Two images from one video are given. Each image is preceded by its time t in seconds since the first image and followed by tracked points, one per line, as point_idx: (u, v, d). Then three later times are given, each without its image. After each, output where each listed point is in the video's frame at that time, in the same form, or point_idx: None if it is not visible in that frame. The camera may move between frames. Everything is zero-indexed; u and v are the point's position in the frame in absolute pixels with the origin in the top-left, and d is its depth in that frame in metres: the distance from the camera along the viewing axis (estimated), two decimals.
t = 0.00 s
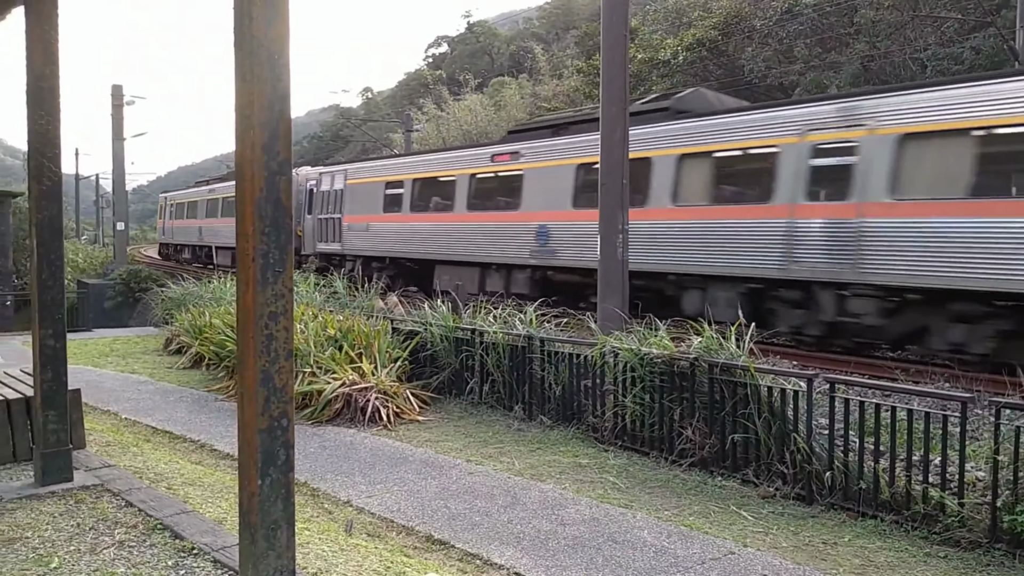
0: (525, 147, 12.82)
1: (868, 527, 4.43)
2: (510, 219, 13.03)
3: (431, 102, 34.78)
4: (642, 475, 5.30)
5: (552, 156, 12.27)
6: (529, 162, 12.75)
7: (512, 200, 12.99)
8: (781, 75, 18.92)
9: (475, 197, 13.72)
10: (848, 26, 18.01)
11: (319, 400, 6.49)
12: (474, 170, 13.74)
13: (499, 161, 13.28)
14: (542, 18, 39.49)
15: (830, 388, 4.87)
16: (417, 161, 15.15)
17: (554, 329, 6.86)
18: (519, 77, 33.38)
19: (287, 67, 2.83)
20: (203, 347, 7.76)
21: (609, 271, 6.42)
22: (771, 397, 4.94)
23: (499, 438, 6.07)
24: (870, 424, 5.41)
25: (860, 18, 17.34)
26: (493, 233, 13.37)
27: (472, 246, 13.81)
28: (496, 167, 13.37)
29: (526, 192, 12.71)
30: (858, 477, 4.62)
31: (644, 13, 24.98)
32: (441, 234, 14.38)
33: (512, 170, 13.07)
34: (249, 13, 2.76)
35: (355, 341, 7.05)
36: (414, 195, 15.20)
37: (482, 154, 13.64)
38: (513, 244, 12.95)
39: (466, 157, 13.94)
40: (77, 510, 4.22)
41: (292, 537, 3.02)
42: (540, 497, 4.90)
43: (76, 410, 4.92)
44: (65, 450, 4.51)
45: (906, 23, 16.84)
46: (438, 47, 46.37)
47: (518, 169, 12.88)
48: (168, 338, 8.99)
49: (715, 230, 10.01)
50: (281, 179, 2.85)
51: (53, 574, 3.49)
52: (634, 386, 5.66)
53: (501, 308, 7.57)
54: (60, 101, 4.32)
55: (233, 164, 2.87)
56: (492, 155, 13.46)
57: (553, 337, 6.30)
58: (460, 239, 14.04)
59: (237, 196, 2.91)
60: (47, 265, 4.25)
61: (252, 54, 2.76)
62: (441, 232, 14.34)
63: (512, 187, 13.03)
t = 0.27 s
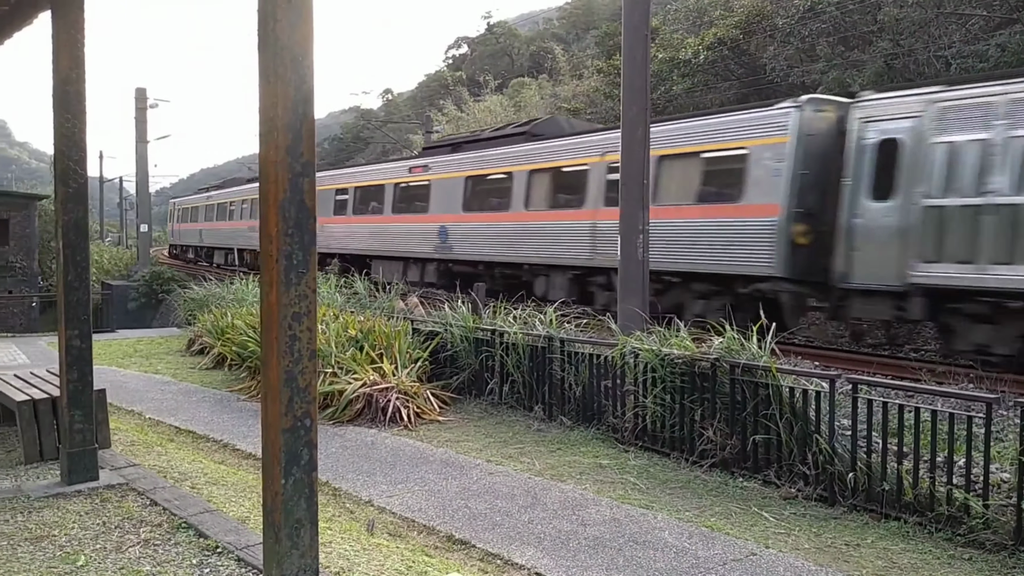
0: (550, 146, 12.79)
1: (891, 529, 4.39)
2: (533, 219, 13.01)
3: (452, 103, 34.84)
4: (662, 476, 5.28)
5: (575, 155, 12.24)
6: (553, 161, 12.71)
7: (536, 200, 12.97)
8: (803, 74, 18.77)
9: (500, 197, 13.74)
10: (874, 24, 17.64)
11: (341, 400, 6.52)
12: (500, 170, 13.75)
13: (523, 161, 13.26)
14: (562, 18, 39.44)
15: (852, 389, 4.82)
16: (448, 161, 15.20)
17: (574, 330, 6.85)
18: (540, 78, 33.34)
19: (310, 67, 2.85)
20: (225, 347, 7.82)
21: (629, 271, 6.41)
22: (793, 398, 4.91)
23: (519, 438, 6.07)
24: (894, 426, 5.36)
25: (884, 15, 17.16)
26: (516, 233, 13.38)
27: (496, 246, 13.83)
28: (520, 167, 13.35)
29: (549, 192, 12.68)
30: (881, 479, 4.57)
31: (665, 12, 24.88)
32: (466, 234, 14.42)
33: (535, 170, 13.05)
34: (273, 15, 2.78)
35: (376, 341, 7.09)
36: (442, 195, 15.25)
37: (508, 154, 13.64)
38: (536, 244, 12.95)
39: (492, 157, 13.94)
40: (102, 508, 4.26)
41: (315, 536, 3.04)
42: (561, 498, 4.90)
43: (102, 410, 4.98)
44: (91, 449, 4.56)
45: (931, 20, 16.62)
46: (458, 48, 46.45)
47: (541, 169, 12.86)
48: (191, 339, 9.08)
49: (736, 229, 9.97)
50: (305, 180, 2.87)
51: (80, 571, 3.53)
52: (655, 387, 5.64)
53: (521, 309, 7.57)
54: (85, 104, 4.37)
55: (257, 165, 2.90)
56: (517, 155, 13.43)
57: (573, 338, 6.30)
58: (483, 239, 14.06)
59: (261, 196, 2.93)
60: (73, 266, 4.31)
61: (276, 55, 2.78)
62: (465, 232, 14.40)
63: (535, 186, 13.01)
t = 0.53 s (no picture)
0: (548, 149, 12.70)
1: (911, 531, 4.35)
2: (531, 221, 12.92)
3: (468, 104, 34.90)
4: (680, 477, 5.27)
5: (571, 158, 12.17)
6: (549, 163, 12.65)
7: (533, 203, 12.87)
8: (822, 72, 18.65)
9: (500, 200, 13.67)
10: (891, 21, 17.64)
11: (358, 400, 6.55)
12: (496, 174, 13.73)
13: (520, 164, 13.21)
14: (579, 18, 39.43)
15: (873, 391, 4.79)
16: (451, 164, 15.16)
17: (591, 331, 6.84)
18: (556, 78, 33.32)
19: (330, 68, 2.87)
20: (243, 348, 7.87)
21: (646, 273, 6.40)
22: (812, 398, 4.89)
23: (536, 438, 6.07)
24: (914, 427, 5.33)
25: (903, 13, 17.03)
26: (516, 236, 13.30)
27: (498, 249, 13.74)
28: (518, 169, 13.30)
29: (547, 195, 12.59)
30: (901, 480, 4.53)
31: (681, 12, 24.81)
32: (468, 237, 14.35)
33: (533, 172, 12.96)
34: (293, 16, 2.79)
35: (394, 342, 7.12)
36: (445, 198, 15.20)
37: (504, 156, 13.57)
38: (536, 246, 12.84)
39: (492, 160, 13.90)
40: (123, 507, 4.29)
41: (335, 535, 3.05)
42: (578, 498, 4.89)
43: (122, 410, 5.02)
44: (112, 449, 4.60)
45: (951, 18, 16.47)
46: (474, 49, 46.49)
47: (539, 172, 12.79)
48: (209, 339, 9.15)
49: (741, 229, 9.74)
50: (325, 181, 2.88)
51: (102, 570, 3.56)
52: (672, 388, 5.63)
53: (538, 309, 7.57)
54: (107, 107, 4.41)
55: (277, 166, 2.91)
56: (516, 158, 13.36)
57: (590, 338, 6.29)
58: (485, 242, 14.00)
59: (280, 197, 2.94)
60: (95, 266, 4.34)
61: (297, 56, 2.80)
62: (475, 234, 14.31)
63: (534, 190, 12.93)
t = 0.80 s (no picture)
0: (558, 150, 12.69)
1: (928, 533, 4.32)
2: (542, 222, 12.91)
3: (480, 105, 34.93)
4: (694, 478, 5.25)
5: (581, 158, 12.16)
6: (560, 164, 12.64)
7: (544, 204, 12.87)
8: (837, 71, 18.56)
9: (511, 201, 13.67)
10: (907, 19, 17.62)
11: (372, 400, 6.57)
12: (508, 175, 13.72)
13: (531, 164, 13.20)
14: (591, 18, 39.39)
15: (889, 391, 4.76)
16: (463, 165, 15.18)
17: (604, 331, 6.83)
18: (568, 78, 33.30)
19: (346, 70, 2.87)
20: (258, 348, 7.91)
21: (660, 275, 6.38)
22: (827, 399, 4.87)
23: (549, 439, 6.07)
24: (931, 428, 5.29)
25: (919, 11, 16.94)
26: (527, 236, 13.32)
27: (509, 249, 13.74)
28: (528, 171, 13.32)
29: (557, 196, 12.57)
30: (918, 481, 4.50)
31: (694, 11, 24.74)
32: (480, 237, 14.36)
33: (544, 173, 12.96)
34: (309, 18, 2.80)
35: (407, 342, 7.14)
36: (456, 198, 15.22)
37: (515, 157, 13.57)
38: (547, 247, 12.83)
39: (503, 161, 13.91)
40: (140, 507, 4.32)
41: (351, 535, 3.06)
42: (592, 499, 4.89)
43: (139, 410, 5.05)
44: (129, 449, 4.63)
45: (967, 15, 16.36)
46: (486, 49, 46.50)
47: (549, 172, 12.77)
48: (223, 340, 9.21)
49: (756, 227, 9.74)
50: (340, 182, 2.89)
51: (119, 569, 3.58)
52: (687, 389, 5.61)
53: (551, 310, 7.57)
54: (123, 109, 4.45)
55: (293, 167, 2.93)
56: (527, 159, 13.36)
57: (603, 338, 6.29)
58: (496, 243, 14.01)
59: (296, 198, 2.95)
60: (112, 267, 4.37)
61: (313, 58, 2.81)
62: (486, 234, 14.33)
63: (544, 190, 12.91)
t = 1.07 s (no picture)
0: (568, 150, 12.69)
1: (942, 535, 4.31)
2: (551, 221, 12.91)
3: (490, 105, 34.96)
4: (706, 479, 5.26)
5: (591, 159, 12.17)
6: (569, 164, 12.64)
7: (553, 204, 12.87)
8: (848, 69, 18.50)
9: (520, 200, 13.68)
10: (919, 18, 17.62)
11: (383, 400, 6.59)
12: (517, 175, 13.74)
13: (540, 165, 13.21)
14: (601, 18, 39.36)
15: (902, 392, 4.75)
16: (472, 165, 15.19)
17: (614, 331, 6.84)
18: (578, 78, 33.28)
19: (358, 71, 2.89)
20: (269, 349, 7.95)
21: (670, 274, 6.37)
22: (840, 400, 4.87)
23: (560, 439, 6.09)
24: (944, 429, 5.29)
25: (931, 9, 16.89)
26: (536, 236, 13.32)
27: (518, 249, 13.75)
28: (536, 172, 13.33)
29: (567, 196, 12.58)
30: (932, 483, 4.50)
31: (704, 10, 24.70)
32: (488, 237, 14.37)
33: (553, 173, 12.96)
34: (320, 20, 2.82)
35: (417, 342, 7.17)
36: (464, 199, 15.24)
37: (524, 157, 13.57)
38: (557, 246, 12.82)
39: (512, 161, 13.91)
40: (154, 506, 4.35)
41: (363, 534, 3.08)
42: (603, 499, 4.90)
43: (152, 410, 5.08)
44: (142, 448, 4.66)
45: (980, 13, 16.29)
46: (495, 49, 46.51)
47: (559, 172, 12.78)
48: (234, 340, 9.25)
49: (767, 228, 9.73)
50: (352, 182, 2.90)
51: (134, 568, 3.61)
52: (697, 389, 5.62)
53: (560, 310, 7.58)
54: (136, 111, 4.48)
55: (305, 168, 2.95)
56: (536, 159, 13.36)
57: (613, 339, 6.30)
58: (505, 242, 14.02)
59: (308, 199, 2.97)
60: (126, 269, 4.41)
61: (324, 60, 2.83)
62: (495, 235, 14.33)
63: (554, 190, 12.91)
